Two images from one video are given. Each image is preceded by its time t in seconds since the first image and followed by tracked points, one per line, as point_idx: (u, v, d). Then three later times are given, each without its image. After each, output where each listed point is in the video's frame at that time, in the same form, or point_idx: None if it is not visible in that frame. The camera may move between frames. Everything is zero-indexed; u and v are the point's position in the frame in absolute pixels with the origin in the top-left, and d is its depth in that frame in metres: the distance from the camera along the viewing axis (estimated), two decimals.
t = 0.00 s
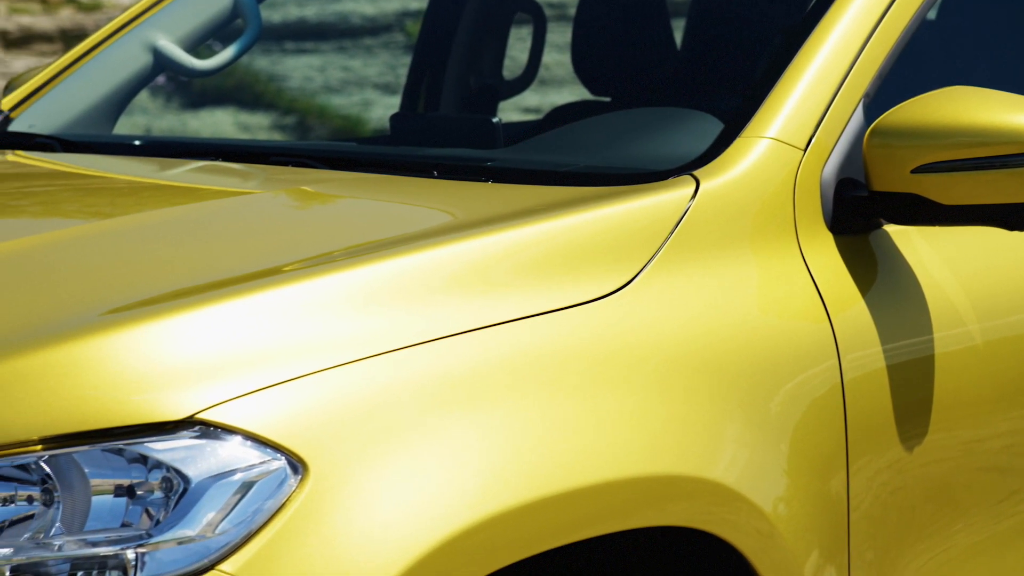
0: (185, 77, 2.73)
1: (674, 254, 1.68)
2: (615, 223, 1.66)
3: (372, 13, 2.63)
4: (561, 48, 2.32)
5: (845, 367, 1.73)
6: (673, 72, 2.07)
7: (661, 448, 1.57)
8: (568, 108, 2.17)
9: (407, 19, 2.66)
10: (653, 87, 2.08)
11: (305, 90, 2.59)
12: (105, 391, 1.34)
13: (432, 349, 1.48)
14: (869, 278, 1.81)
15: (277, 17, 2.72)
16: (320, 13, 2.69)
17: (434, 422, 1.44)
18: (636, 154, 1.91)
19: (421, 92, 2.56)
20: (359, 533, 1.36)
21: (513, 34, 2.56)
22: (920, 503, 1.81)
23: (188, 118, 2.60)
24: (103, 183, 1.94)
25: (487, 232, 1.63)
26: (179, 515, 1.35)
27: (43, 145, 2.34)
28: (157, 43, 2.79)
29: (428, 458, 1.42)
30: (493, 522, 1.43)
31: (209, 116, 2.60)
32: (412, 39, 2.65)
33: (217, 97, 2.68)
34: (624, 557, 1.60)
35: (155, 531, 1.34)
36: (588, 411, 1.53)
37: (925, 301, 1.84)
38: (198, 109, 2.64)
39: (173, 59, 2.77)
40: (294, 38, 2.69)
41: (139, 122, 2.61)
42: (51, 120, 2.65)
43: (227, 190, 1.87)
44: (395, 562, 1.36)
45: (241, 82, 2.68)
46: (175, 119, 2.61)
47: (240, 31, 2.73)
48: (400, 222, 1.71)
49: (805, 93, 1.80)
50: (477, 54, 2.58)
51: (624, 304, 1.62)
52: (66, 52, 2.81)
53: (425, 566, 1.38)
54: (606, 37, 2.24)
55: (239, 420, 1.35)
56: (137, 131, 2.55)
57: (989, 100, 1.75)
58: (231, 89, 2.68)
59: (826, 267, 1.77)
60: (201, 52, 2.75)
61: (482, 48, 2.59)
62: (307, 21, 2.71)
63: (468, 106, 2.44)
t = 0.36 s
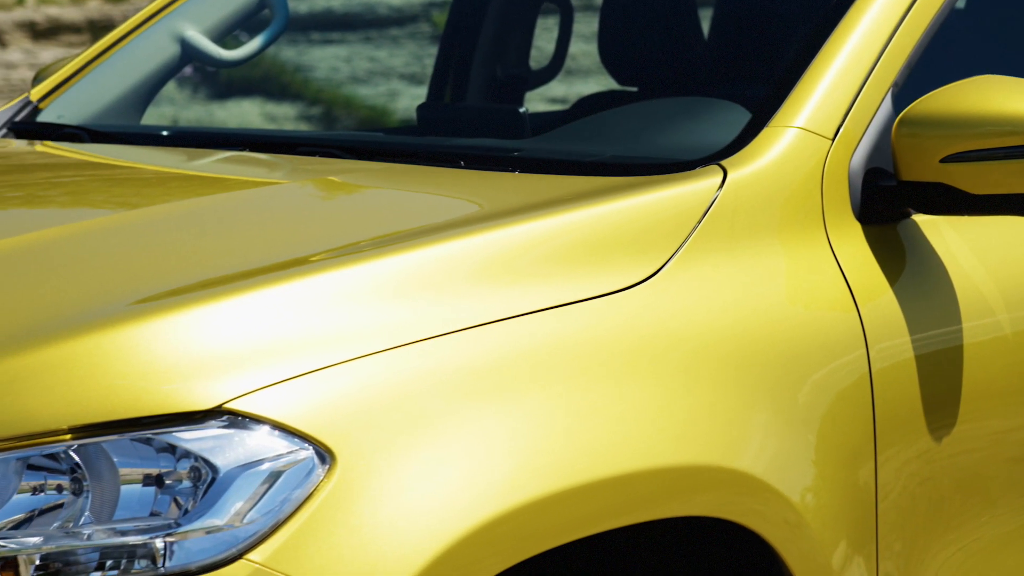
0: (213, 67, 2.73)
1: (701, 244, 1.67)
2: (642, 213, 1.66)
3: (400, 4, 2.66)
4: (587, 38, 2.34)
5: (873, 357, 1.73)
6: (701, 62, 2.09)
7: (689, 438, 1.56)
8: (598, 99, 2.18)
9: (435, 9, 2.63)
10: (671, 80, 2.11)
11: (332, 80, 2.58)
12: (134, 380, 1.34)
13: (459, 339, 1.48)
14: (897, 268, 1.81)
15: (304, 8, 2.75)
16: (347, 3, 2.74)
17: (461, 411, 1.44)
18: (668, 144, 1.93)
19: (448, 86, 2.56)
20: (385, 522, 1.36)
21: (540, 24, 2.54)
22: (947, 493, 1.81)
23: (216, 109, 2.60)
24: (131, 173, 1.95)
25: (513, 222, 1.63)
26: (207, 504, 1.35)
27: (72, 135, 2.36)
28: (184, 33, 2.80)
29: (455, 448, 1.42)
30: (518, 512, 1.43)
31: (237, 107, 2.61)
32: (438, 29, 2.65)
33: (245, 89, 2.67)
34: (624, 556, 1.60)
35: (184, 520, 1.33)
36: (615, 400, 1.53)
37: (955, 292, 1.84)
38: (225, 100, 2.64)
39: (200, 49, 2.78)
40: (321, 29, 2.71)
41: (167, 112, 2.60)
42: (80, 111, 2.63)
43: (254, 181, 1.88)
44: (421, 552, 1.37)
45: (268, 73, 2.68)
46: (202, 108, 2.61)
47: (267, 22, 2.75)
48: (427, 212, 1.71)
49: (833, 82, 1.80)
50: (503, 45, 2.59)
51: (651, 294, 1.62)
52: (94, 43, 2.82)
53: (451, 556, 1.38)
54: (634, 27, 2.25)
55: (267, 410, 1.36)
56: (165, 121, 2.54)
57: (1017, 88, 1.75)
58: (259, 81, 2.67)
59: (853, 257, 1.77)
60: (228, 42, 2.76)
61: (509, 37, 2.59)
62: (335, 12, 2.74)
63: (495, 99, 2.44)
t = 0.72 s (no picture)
0: (239, 59, 2.74)
1: (728, 235, 1.67)
2: (669, 204, 1.66)
3: None
4: (616, 28, 2.35)
5: (901, 348, 1.73)
6: (728, 52, 2.10)
7: (717, 430, 1.56)
8: (623, 89, 2.20)
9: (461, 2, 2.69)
10: (697, 69, 2.13)
11: (357, 71, 2.57)
12: (161, 370, 1.34)
13: (486, 329, 1.48)
14: (925, 258, 1.81)
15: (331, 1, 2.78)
16: None
17: (487, 403, 1.44)
18: (691, 134, 1.95)
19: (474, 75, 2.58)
20: (411, 512, 1.36)
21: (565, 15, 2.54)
22: (973, 484, 1.82)
23: (243, 101, 2.61)
24: (158, 164, 1.95)
25: (539, 213, 1.62)
26: (236, 494, 1.35)
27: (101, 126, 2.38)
28: (212, 25, 2.83)
29: (482, 438, 1.42)
30: (543, 503, 1.43)
31: (263, 98, 2.61)
32: (464, 21, 2.68)
33: (271, 80, 2.67)
34: (624, 556, 1.58)
35: (211, 510, 1.34)
36: (643, 391, 1.53)
37: (982, 283, 1.85)
38: (251, 92, 2.64)
39: (227, 40, 2.79)
40: (347, 21, 2.72)
41: (194, 104, 2.61)
42: (107, 102, 2.68)
43: (280, 171, 1.89)
44: (446, 542, 1.37)
45: (294, 64, 2.67)
46: (228, 100, 2.62)
47: (293, 14, 2.77)
48: (454, 203, 1.71)
49: (860, 74, 1.81)
50: (528, 36, 2.61)
51: (678, 285, 1.62)
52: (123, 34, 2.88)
53: (476, 546, 1.38)
54: (659, 19, 2.28)
55: (294, 401, 1.35)
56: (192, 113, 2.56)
57: None
58: (285, 73, 2.67)
59: (882, 248, 1.77)
60: (255, 34, 2.77)
61: (535, 29, 2.60)
62: (361, 6, 2.72)
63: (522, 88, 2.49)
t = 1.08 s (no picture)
0: (264, 51, 2.76)
1: (755, 226, 1.67)
2: (695, 195, 1.65)
3: None
4: (640, 21, 2.41)
5: (928, 340, 1.73)
6: (753, 44, 2.12)
7: (745, 421, 1.56)
8: (648, 84, 2.21)
9: None
10: (724, 61, 2.14)
11: (383, 64, 2.59)
12: (189, 362, 1.34)
13: (512, 321, 1.47)
14: (953, 250, 1.81)
15: None
16: None
17: (513, 395, 1.43)
18: (720, 126, 1.96)
19: (500, 69, 2.57)
20: (438, 504, 1.36)
21: (593, 8, 2.56)
22: (998, 476, 1.83)
23: (268, 93, 2.62)
24: (184, 156, 1.96)
25: (564, 205, 1.62)
26: (262, 485, 1.34)
27: (127, 118, 2.39)
28: (238, 17, 2.85)
29: (509, 430, 1.42)
30: (569, 495, 1.43)
31: (288, 90, 2.62)
32: (489, 13, 2.69)
33: (297, 72, 2.68)
34: (624, 556, 1.55)
35: (238, 501, 1.33)
36: (669, 382, 1.52)
37: (1009, 276, 1.85)
38: (277, 84, 2.66)
39: (252, 31, 2.81)
40: (372, 12, 2.72)
41: (219, 96, 2.62)
42: (134, 93, 2.69)
43: (306, 163, 1.90)
44: (472, 534, 1.36)
45: (320, 56, 2.69)
46: (254, 94, 2.63)
47: (319, 7, 2.78)
48: (480, 195, 1.71)
49: (887, 66, 1.82)
50: (555, 28, 2.58)
51: (705, 276, 1.61)
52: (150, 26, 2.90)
53: (503, 538, 1.38)
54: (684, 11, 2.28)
55: (320, 393, 1.35)
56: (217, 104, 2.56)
57: None
58: (309, 64, 2.68)
59: (908, 239, 1.77)
60: (280, 26, 2.78)
61: (561, 19, 2.58)
62: None
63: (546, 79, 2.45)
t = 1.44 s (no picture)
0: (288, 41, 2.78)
1: (780, 217, 1.67)
2: (718, 186, 1.65)
3: None
4: (663, 13, 2.41)
5: (954, 332, 1.73)
6: (775, 33, 2.12)
7: (771, 413, 1.55)
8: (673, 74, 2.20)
9: None
10: (747, 51, 2.14)
11: (406, 54, 2.59)
12: (213, 352, 1.33)
13: (535, 313, 1.47)
14: (977, 241, 1.82)
15: None
16: None
17: (535, 387, 1.43)
18: (744, 117, 1.97)
19: (523, 58, 2.55)
20: (462, 495, 1.36)
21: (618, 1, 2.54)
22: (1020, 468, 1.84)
23: (291, 84, 2.62)
24: (209, 147, 1.97)
25: (588, 196, 1.62)
26: (287, 476, 1.34)
27: (150, 110, 2.39)
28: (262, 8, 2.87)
29: (532, 421, 1.41)
30: (593, 487, 1.42)
31: (311, 82, 2.61)
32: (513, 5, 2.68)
33: (320, 64, 2.68)
34: (623, 556, 1.52)
35: (262, 492, 1.33)
36: (694, 374, 1.52)
37: None
38: (300, 76, 2.66)
39: (275, 22, 2.84)
40: (395, 4, 2.70)
41: (242, 88, 2.62)
42: (158, 85, 2.70)
43: (330, 155, 1.90)
44: (495, 526, 1.36)
45: (344, 47, 2.69)
46: (276, 83, 2.63)
47: None
48: (503, 186, 1.71)
49: (912, 57, 1.83)
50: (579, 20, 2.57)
51: (729, 267, 1.61)
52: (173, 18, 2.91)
53: (526, 529, 1.38)
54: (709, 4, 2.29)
55: (343, 383, 1.35)
56: (241, 96, 2.58)
57: None
58: (334, 56, 2.69)
59: (933, 231, 1.77)
60: (304, 18, 2.81)
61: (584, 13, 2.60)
62: None
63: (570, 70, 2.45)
